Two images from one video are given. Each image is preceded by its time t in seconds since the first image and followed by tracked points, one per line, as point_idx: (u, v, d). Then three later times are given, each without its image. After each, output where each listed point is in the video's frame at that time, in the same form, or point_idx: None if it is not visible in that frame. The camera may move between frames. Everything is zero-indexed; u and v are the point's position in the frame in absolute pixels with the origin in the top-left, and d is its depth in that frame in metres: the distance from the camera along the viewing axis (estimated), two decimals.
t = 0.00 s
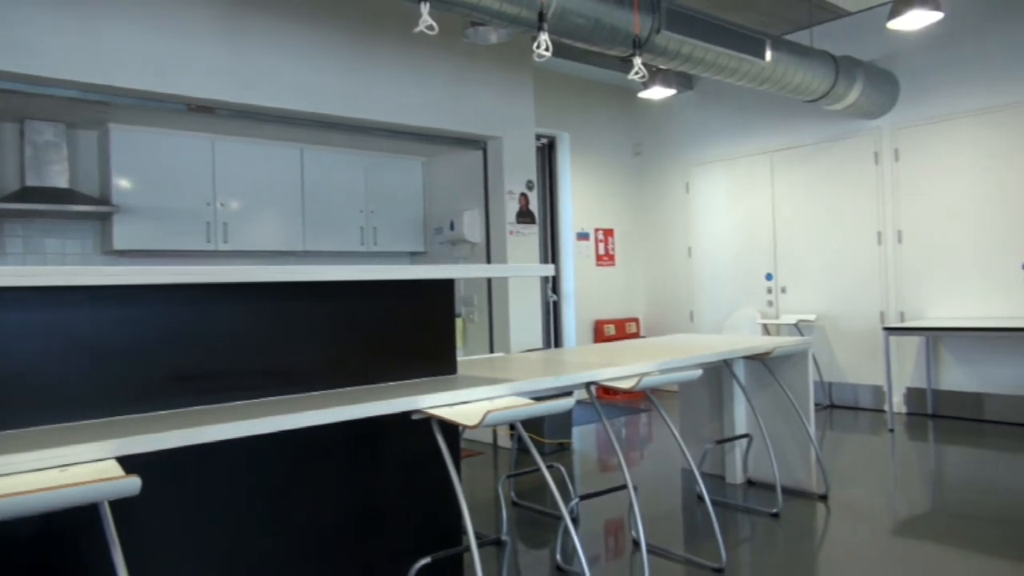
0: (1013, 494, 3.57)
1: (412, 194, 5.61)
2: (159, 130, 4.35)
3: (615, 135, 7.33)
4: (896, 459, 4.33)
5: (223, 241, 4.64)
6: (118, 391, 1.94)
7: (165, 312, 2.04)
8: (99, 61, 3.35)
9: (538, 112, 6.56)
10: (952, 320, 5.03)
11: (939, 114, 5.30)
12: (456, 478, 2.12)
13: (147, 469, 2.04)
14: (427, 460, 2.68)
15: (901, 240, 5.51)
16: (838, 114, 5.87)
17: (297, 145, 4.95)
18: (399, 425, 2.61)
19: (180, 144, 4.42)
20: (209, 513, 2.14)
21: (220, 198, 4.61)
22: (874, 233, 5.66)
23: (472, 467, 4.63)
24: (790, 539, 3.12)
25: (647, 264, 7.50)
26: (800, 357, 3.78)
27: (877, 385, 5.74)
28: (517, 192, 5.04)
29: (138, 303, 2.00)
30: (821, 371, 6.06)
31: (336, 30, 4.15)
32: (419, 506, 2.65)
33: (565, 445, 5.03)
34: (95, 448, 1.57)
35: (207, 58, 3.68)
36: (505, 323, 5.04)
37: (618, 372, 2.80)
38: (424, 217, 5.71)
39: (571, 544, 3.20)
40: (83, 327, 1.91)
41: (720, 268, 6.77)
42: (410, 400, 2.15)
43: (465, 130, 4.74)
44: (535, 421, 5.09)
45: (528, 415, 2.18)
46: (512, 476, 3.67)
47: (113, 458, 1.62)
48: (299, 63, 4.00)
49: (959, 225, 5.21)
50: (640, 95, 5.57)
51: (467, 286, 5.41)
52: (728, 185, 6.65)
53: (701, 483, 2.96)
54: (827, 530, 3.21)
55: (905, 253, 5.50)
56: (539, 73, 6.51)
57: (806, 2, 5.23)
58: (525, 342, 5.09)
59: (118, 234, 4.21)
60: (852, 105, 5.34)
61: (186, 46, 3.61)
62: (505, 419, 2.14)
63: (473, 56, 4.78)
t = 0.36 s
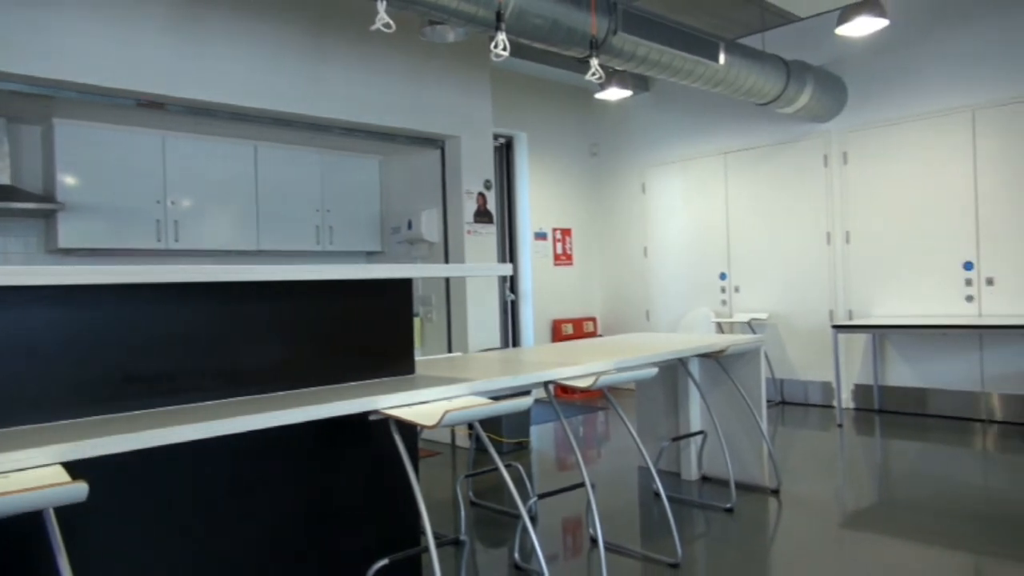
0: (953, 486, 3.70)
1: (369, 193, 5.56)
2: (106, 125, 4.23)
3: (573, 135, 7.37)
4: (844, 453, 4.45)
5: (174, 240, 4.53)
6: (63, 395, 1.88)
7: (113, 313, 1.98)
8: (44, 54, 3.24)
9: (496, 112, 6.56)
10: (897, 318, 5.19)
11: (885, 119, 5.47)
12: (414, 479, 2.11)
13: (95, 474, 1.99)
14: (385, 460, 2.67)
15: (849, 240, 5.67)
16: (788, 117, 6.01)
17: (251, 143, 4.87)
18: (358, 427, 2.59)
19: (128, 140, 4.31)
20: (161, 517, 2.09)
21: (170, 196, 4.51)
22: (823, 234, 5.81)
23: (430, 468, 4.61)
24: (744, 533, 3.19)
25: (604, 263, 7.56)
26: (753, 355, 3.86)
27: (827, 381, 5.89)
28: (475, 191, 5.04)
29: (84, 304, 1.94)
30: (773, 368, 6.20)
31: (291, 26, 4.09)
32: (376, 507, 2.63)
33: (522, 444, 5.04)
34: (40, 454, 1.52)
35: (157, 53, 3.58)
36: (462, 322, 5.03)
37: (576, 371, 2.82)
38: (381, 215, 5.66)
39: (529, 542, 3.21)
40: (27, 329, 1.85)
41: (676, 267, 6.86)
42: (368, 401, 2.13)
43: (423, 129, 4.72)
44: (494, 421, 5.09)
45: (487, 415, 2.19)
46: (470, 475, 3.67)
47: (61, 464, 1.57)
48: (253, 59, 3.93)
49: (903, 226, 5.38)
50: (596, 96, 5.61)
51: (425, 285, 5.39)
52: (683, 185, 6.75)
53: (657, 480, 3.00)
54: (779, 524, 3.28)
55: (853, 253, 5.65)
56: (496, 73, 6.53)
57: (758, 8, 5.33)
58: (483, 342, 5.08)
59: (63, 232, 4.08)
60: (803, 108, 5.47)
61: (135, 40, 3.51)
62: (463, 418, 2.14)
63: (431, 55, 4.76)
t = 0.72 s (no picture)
0: (897, 478, 3.83)
1: (324, 191, 5.49)
2: (49, 121, 4.10)
3: (530, 135, 7.39)
4: (794, 449, 4.55)
5: (121, 239, 4.41)
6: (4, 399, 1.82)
7: (57, 314, 1.93)
8: None
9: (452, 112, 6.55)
10: (844, 316, 5.34)
11: (832, 123, 5.61)
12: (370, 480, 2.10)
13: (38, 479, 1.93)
14: (342, 462, 2.64)
15: (799, 241, 5.81)
16: (740, 119, 6.12)
17: (202, 140, 4.77)
18: (314, 428, 2.56)
19: (72, 136, 4.18)
20: (108, 523, 2.04)
21: (117, 193, 4.39)
22: (773, 235, 5.94)
23: (387, 469, 4.58)
24: (698, 528, 3.24)
25: (560, 263, 7.60)
26: (706, 352, 3.93)
27: (777, 378, 6.02)
28: (431, 191, 5.02)
29: (27, 305, 1.88)
30: (726, 366, 6.31)
31: (243, 21, 4.01)
32: (332, 509, 2.60)
33: (480, 444, 5.04)
34: None
35: (103, 47, 3.48)
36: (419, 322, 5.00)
37: (533, 370, 2.83)
38: (337, 215, 5.59)
39: (486, 542, 3.22)
40: None
41: (631, 267, 6.94)
42: (323, 402, 2.11)
43: (379, 127, 4.68)
44: (451, 421, 5.07)
45: (443, 415, 2.18)
46: (427, 476, 3.65)
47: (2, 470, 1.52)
48: (204, 54, 3.85)
49: (850, 227, 5.53)
50: (553, 96, 5.64)
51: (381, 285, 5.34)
52: (638, 186, 6.82)
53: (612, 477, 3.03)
54: (732, 519, 3.34)
55: (802, 253, 5.79)
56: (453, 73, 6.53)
57: (711, 12, 5.43)
58: (440, 342, 5.07)
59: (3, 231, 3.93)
60: (754, 111, 5.58)
61: (81, 33, 3.41)
62: (420, 419, 2.13)
63: (387, 53, 4.73)
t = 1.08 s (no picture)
0: (847, 472, 3.93)
1: (279, 190, 5.40)
2: None
3: (489, 135, 7.38)
4: (748, 445, 4.64)
5: (67, 237, 4.27)
6: None
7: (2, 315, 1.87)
8: None
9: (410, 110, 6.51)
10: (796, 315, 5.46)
11: (785, 126, 5.74)
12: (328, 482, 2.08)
13: None
14: (300, 465, 2.60)
15: (752, 241, 5.92)
16: (696, 121, 6.21)
17: (153, 136, 4.64)
18: (270, 432, 2.52)
19: (15, 131, 4.03)
20: (54, 529, 1.98)
21: (63, 191, 4.25)
22: (728, 235, 6.05)
23: (345, 470, 4.53)
24: (654, 525, 3.28)
25: (519, 263, 7.62)
26: (663, 351, 3.98)
27: (732, 376, 6.13)
28: (389, 190, 4.99)
29: None
30: (682, 365, 6.40)
31: (196, 16, 3.93)
32: (290, 512, 2.57)
33: (439, 444, 5.02)
34: None
35: (49, 39, 3.38)
36: (377, 322, 4.97)
37: (492, 370, 2.83)
38: (293, 213, 5.51)
39: (446, 542, 3.20)
40: None
41: (589, 267, 6.99)
42: (280, 404, 2.08)
43: (336, 126, 4.63)
44: (409, 421, 5.04)
45: (402, 415, 2.17)
46: (386, 477, 3.62)
47: None
48: (155, 48, 3.76)
49: (801, 228, 5.67)
50: (511, 96, 5.64)
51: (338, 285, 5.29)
52: (596, 186, 6.88)
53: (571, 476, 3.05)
54: (687, 515, 3.39)
55: (755, 253, 5.91)
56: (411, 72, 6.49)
57: (668, 15, 5.50)
58: (399, 342, 5.03)
59: None
60: (709, 113, 5.67)
61: (25, 25, 3.30)
62: (379, 419, 2.12)
63: (344, 49, 4.68)
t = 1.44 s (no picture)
0: (797, 467, 4.02)
1: (233, 188, 5.30)
2: None
3: (446, 134, 7.36)
4: (702, 442, 4.72)
5: (9, 236, 4.13)
6: None
7: None
8: None
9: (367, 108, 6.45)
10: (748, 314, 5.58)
11: (737, 128, 5.85)
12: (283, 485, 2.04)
13: None
14: (255, 468, 2.57)
15: (706, 241, 6.02)
16: (651, 123, 6.29)
17: (100, 132, 4.51)
18: (224, 435, 2.48)
19: None
20: None
21: (4, 187, 4.11)
22: (682, 235, 6.14)
23: (300, 472, 4.47)
24: (610, 522, 3.31)
25: (476, 262, 7.61)
26: (619, 350, 4.02)
27: (687, 374, 6.22)
28: (346, 189, 4.94)
29: None
30: (638, 364, 6.47)
31: (145, 9, 3.84)
32: (244, 516, 2.53)
33: (396, 444, 4.98)
34: None
35: None
36: (333, 322, 4.91)
37: (450, 370, 2.83)
38: (246, 212, 5.41)
39: (403, 543, 3.18)
40: None
41: (546, 266, 7.03)
42: (234, 406, 2.04)
43: (290, 123, 4.57)
44: (366, 422, 5.00)
45: (359, 416, 2.15)
46: (343, 479, 3.58)
47: None
48: (102, 41, 3.65)
49: (753, 229, 5.79)
50: (469, 95, 5.64)
51: (293, 285, 5.21)
52: (552, 187, 6.92)
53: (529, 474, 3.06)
54: (643, 512, 3.43)
55: (710, 253, 6.01)
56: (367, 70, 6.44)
57: (624, 17, 5.56)
58: (356, 342, 4.98)
59: None
60: (664, 115, 5.75)
61: None
62: (335, 421, 2.09)
63: (298, 46, 4.62)
